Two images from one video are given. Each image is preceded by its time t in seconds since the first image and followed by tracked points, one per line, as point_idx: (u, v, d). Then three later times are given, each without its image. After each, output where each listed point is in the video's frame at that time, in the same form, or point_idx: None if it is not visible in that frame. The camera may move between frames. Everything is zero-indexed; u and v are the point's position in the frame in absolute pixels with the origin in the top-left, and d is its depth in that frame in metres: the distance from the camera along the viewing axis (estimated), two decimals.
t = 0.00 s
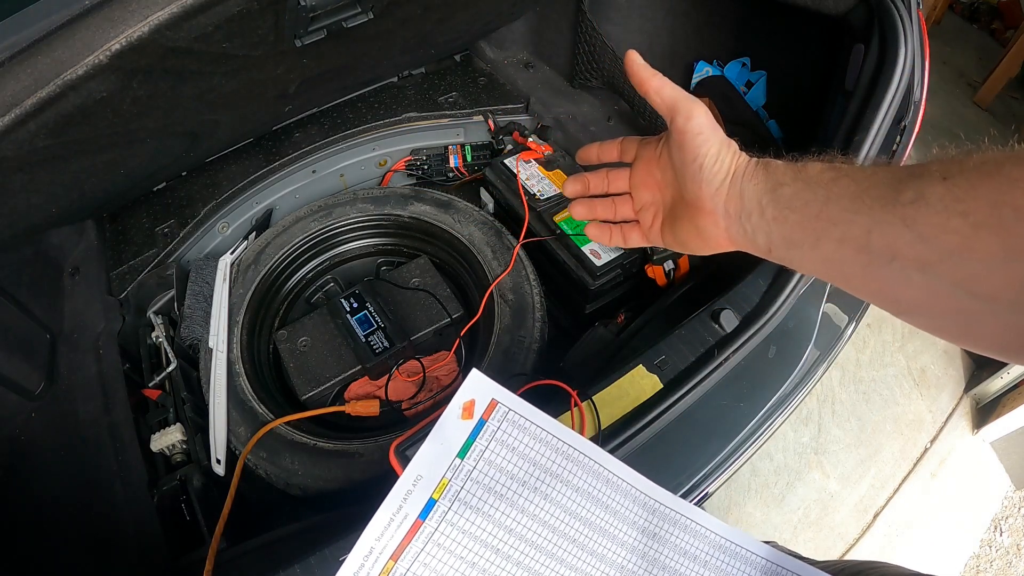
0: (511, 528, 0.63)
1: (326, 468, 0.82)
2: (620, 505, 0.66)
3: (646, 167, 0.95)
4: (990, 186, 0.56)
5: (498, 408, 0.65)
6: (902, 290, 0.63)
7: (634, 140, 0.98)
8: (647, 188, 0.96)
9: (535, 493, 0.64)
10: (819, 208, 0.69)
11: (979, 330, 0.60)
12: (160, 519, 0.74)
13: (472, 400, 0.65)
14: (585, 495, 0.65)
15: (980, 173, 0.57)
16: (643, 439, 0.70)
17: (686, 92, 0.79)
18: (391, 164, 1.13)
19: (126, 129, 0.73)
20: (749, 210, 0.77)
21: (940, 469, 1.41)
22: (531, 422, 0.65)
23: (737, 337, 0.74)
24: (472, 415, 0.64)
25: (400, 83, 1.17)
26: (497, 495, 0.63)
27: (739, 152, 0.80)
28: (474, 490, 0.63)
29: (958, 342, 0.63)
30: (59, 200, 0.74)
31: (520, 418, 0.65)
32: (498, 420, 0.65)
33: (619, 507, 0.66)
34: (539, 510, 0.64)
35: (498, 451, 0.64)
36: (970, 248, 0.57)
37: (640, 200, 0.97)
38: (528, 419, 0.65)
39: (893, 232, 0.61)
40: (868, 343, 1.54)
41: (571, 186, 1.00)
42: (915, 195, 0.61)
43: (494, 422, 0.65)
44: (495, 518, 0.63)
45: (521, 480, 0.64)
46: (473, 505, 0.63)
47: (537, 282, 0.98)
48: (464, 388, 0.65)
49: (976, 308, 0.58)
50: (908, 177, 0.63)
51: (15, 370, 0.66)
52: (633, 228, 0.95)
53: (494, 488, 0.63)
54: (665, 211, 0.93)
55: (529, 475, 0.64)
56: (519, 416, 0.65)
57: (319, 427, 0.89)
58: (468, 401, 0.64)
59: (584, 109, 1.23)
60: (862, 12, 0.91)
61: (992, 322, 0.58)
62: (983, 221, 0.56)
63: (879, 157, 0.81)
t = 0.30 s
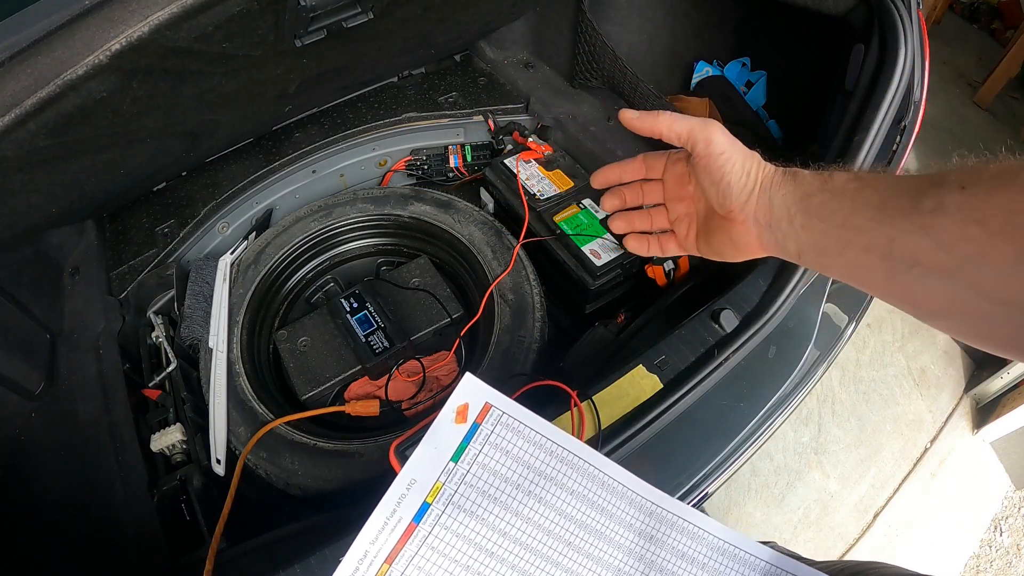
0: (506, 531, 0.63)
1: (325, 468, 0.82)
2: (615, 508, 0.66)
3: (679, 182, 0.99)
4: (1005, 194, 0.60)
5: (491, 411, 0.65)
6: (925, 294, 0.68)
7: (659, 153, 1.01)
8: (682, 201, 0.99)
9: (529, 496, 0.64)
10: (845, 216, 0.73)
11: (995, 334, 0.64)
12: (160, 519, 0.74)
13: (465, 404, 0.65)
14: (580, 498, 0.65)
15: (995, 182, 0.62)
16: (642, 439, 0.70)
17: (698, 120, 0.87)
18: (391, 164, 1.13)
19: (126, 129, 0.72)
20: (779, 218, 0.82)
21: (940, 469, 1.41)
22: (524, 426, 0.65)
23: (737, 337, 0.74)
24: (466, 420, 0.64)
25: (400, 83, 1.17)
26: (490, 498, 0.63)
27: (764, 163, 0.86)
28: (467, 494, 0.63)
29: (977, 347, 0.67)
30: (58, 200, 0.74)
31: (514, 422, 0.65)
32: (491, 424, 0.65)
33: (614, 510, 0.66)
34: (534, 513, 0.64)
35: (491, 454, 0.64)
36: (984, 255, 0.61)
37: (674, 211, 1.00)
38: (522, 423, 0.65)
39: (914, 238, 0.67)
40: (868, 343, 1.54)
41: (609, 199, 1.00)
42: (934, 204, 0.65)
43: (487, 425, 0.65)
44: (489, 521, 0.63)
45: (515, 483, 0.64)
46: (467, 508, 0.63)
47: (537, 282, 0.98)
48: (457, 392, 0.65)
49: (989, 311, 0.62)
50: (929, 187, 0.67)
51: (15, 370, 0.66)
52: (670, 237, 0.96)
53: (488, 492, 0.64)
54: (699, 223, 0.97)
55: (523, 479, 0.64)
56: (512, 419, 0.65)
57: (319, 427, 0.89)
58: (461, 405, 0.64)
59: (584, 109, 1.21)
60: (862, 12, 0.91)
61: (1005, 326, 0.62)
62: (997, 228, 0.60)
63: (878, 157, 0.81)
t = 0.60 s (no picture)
0: (510, 526, 0.63)
1: (325, 468, 0.82)
2: (620, 504, 0.66)
3: (704, 193, 0.98)
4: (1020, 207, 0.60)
5: (498, 405, 0.65)
6: (944, 304, 0.68)
7: (685, 166, 1.00)
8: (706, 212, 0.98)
9: (534, 492, 0.64)
10: (864, 229, 0.73)
11: (1013, 343, 0.65)
12: (160, 519, 0.74)
13: (471, 397, 0.65)
14: (584, 494, 0.65)
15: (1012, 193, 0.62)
16: (642, 440, 0.70)
17: (719, 138, 0.85)
18: (391, 164, 1.13)
19: (126, 129, 0.72)
20: (801, 229, 0.79)
21: (940, 469, 1.41)
22: (530, 420, 0.65)
23: (737, 337, 0.74)
24: (471, 413, 0.65)
25: (400, 83, 1.17)
26: (495, 493, 0.63)
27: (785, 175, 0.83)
28: (472, 488, 0.63)
29: (996, 355, 0.68)
30: (58, 200, 0.74)
31: (520, 416, 0.65)
32: (497, 418, 0.65)
33: (619, 506, 0.66)
34: (538, 509, 0.64)
35: (496, 448, 0.64)
36: (1000, 266, 0.61)
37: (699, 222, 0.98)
38: (527, 417, 0.65)
39: (932, 249, 0.67)
40: (868, 343, 1.54)
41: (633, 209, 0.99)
42: (952, 216, 0.66)
43: (493, 419, 0.65)
44: (493, 516, 0.63)
45: (520, 478, 0.64)
46: (471, 503, 0.63)
47: (537, 282, 0.98)
48: (463, 385, 0.65)
49: (1007, 320, 0.63)
50: (947, 198, 0.67)
51: (15, 370, 0.66)
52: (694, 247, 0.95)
53: (493, 487, 0.64)
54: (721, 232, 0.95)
55: (528, 474, 0.64)
56: (518, 414, 0.65)
57: (319, 427, 0.89)
58: (468, 398, 0.65)
59: (584, 109, 1.19)
60: (862, 12, 0.91)
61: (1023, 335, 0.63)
62: (1012, 241, 0.60)
63: (878, 157, 0.81)
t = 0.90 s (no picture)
0: (483, 530, 0.63)
1: (325, 468, 0.82)
2: (597, 505, 0.66)
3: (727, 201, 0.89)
4: None
5: (464, 404, 0.65)
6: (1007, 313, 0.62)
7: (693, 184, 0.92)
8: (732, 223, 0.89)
9: (506, 493, 0.64)
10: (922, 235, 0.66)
11: None
12: (160, 520, 0.74)
13: (437, 398, 0.64)
14: (559, 495, 0.65)
15: None
16: (641, 440, 0.70)
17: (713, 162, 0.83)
18: (391, 164, 1.13)
19: (126, 129, 0.72)
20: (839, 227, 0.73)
21: (940, 469, 1.41)
22: (498, 419, 0.65)
23: (737, 337, 0.74)
24: (437, 414, 0.64)
25: (400, 83, 1.17)
26: (465, 497, 0.63)
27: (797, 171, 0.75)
28: (440, 492, 0.63)
29: None
30: (58, 200, 0.74)
31: (488, 415, 0.65)
32: (464, 419, 0.64)
33: (596, 507, 0.66)
34: (511, 511, 0.64)
35: (464, 450, 0.64)
36: None
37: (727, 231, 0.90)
38: (495, 415, 0.65)
39: (1004, 259, 0.60)
40: (868, 343, 1.54)
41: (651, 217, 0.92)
42: None
43: (460, 420, 0.64)
44: (464, 521, 0.63)
45: (491, 480, 0.64)
46: (441, 507, 0.63)
47: (537, 282, 0.98)
48: (428, 386, 0.64)
49: None
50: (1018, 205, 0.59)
51: (15, 370, 0.66)
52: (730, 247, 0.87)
53: (462, 490, 0.63)
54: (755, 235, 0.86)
55: (499, 476, 0.64)
56: (485, 412, 0.65)
57: (319, 427, 0.89)
58: (433, 400, 0.64)
59: (584, 109, 1.19)
60: (862, 13, 0.91)
61: None
62: None
63: (879, 158, 0.81)
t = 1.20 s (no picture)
0: (496, 524, 0.63)
1: (325, 468, 0.82)
2: (608, 499, 0.66)
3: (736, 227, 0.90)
4: None
5: (479, 401, 0.65)
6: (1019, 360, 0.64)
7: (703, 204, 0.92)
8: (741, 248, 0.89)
9: (520, 488, 0.64)
10: (956, 271, 0.69)
11: None
12: (160, 520, 0.74)
13: (452, 394, 0.65)
14: (571, 489, 0.65)
15: None
16: (642, 439, 0.70)
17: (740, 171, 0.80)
18: (391, 164, 1.13)
19: (126, 129, 0.72)
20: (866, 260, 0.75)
21: (940, 469, 1.41)
22: (511, 415, 0.65)
23: (737, 337, 0.74)
24: (453, 410, 0.65)
25: (400, 83, 1.17)
26: (479, 490, 0.63)
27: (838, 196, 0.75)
28: (456, 486, 0.63)
29: None
30: (58, 200, 0.74)
31: (503, 412, 0.65)
32: (479, 414, 0.65)
33: (607, 501, 0.66)
34: (524, 505, 0.64)
35: (479, 445, 0.64)
36: None
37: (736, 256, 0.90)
38: (511, 413, 0.65)
39: None
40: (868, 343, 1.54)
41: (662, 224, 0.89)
42: None
43: (475, 416, 0.65)
44: (478, 515, 0.63)
45: (505, 475, 0.64)
46: (456, 501, 0.63)
47: (537, 282, 0.98)
48: (443, 383, 0.65)
49: None
50: None
51: (14, 370, 0.66)
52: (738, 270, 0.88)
53: (477, 484, 0.63)
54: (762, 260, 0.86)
55: (513, 470, 0.64)
56: (499, 409, 0.65)
57: (319, 427, 0.89)
58: (449, 395, 0.65)
59: (584, 109, 1.19)
60: (863, 13, 0.91)
61: None
62: None
63: (878, 158, 0.81)
